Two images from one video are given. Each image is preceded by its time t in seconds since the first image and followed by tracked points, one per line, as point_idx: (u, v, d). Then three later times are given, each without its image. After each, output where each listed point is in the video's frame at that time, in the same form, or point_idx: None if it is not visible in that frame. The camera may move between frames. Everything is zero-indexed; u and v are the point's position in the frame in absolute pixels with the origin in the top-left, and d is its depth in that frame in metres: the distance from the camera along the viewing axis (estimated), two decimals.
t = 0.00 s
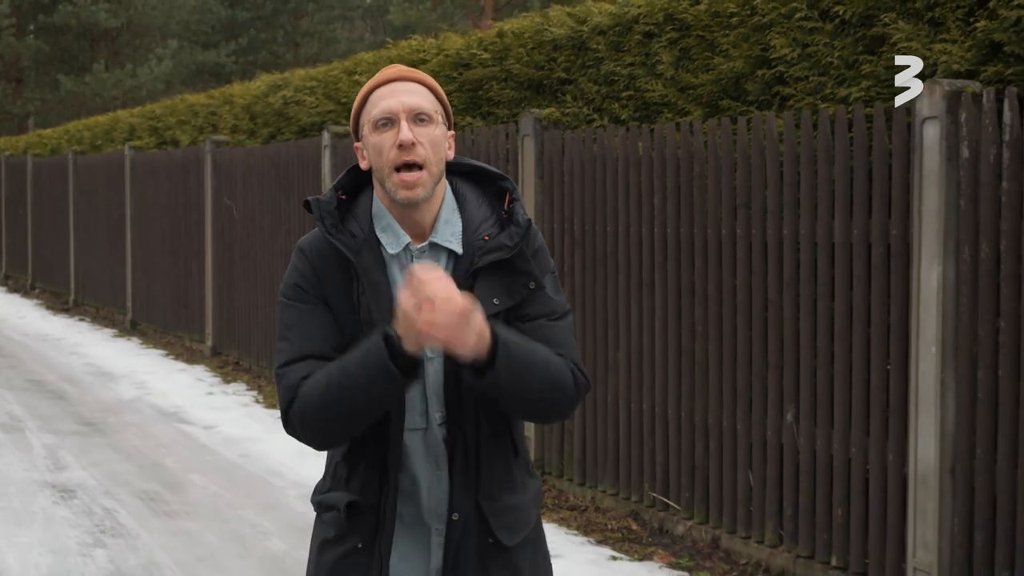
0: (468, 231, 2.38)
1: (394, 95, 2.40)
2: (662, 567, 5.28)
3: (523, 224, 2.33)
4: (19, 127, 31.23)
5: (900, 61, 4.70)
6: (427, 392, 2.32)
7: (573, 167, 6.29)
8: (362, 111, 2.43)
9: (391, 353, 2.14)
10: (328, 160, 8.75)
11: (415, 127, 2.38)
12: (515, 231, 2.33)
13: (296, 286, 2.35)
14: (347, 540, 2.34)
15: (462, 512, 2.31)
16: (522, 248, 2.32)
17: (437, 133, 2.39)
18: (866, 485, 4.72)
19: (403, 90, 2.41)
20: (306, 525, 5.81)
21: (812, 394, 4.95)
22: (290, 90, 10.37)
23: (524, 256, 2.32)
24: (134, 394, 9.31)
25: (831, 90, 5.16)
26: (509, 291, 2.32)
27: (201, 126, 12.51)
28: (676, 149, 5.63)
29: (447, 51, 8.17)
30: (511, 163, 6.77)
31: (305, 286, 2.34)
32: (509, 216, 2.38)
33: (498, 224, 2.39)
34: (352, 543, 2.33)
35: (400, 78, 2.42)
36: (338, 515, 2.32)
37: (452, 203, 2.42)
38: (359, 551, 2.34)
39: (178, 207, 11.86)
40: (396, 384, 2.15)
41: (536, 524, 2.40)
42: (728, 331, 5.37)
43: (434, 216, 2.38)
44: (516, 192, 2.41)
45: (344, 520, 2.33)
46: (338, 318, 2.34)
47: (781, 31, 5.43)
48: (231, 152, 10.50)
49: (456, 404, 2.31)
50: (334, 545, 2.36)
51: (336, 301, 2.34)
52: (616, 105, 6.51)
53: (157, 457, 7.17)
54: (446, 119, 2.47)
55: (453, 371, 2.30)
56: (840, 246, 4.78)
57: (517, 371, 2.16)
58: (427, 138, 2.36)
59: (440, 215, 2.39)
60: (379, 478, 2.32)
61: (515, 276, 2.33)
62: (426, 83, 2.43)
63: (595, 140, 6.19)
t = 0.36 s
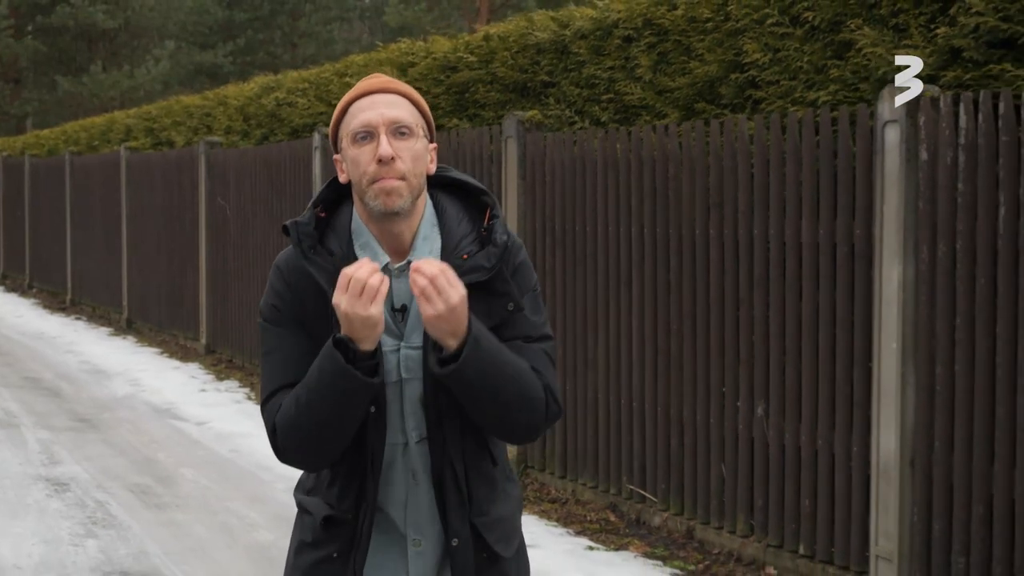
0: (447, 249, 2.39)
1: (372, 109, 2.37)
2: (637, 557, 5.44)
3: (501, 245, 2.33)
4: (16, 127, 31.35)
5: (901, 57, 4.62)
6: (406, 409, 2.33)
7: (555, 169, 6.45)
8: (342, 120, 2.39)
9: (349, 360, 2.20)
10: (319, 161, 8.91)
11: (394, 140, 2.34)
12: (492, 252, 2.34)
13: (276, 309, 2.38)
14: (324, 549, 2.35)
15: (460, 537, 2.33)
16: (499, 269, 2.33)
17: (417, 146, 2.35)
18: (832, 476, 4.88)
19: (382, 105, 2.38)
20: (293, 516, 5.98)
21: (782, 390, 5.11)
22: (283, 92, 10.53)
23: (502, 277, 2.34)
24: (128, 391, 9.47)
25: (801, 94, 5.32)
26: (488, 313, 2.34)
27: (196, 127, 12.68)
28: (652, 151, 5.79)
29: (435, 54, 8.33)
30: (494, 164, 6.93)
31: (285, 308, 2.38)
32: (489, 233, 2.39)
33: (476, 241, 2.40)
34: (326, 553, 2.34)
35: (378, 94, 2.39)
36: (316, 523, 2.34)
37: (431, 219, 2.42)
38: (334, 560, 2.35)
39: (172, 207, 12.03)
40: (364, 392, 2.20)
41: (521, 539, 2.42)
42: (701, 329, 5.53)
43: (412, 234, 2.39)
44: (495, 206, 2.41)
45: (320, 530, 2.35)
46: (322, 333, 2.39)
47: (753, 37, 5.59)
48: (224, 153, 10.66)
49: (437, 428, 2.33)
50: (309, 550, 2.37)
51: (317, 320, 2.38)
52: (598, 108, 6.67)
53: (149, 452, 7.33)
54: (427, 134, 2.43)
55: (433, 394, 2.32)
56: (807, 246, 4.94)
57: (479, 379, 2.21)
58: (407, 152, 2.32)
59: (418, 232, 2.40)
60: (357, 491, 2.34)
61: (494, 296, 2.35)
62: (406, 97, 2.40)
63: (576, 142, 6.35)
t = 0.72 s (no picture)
0: (433, 262, 2.42)
1: (361, 139, 2.39)
2: (614, 543, 5.60)
3: (485, 264, 2.37)
4: (15, 126, 31.51)
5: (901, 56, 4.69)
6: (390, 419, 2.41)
7: (538, 166, 6.62)
8: (330, 147, 2.42)
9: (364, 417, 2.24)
10: (311, 159, 9.07)
11: (382, 174, 2.38)
12: (475, 270, 2.37)
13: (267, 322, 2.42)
14: (308, 542, 2.42)
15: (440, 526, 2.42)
16: (482, 288, 2.37)
17: (406, 177, 2.40)
18: (801, 464, 5.04)
19: (369, 131, 2.40)
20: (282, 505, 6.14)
21: (753, 382, 5.28)
22: (277, 92, 10.69)
23: (483, 295, 2.39)
24: (123, 385, 9.63)
25: (773, 93, 5.49)
26: (468, 329, 2.39)
27: (191, 127, 12.84)
28: (631, 148, 5.96)
29: (424, 54, 8.49)
30: (480, 162, 7.09)
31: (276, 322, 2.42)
32: (472, 250, 2.42)
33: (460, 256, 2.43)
34: (311, 547, 2.41)
35: (364, 121, 2.40)
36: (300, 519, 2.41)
37: (417, 234, 2.46)
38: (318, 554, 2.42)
39: (168, 206, 12.19)
40: (363, 444, 2.25)
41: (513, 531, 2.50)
42: (678, 323, 5.69)
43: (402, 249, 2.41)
44: (481, 225, 2.45)
45: (304, 524, 2.41)
46: (314, 348, 2.43)
47: (728, 38, 5.76)
48: (219, 152, 10.83)
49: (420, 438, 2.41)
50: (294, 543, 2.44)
51: (309, 334, 2.43)
52: (580, 108, 6.84)
53: (142, 444, 7.49)
54: (416, 153, 2.46)
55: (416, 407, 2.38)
56: (777, 241, 5.10)
57: (469, 431, 2.26)
58: (396, 186, 2.37)
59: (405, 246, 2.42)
60: (341, 492, 2.40)
61: (476, 314, 2.40)
62: (394, 127, 2.41)
63: (558, 141, 6.52)
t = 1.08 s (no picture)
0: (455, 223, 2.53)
1: (387, 98, 2.50)
2: (598, 532, 5.77)
3: (503, 221, 2.49)
4: (16, 126, 31.70)
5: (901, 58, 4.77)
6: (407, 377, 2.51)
7: (527, 167, 6.78)
8: (358, 105, 2.53)
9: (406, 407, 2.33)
10: (307, 159, 9.23)
11: (408, 132, 2.48)
12: (495, 228, 2.49)
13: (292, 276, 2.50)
14: (334, 516, 2.48)
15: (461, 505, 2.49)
16: (502, 244, 2.48)
17: (429, 137, 2.50)
18: (777, 456, 5.21)
19: (395, 91, 2.51)
20: (277, 497, 6.30)
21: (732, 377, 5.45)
22: (274, 93, 10.86)
23: (503, 253, 2.49)
24: (122, 382, 9.80)
25: (752, 96, 5.66)
26: (490, 286, 2.49)
27: (190, 128, 13.01)
28: (615, 148, 6.13)
29: (417, 57, 8.66)
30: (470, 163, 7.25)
31: (301, 276, 2.50)
32: (493, 212, 2.53)
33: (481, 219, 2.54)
34: (339, 519, 2.47)
35: (392, 80, 2.51)
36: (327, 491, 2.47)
37: (439, 197, 2.56)
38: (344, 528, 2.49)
39: (166, 206, 12.35)
40: (400, 432, 2.34)
41: (529, 514, 2.57)
42: (660, 319, 5.86)
43: (424, 208, 2.52)
44: (500, 189, 2.56)
45: (333, 498, 2.48)
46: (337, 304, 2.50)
47: (709, 42, 5.93)
48: (216, 153, 10.99)
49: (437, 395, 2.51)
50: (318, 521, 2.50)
51: (333, 289, 2.50)
52: (568, 110, 7.01)
53: (141, 439, 7.66)
54: (440, 116, 2.57)
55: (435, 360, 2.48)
56: (755, 241, 5.27)
57: (492, 414, 2.37)
58: (419, 145, 2.48)
59: (429, 207, 2.53)
60: (366, 465, 2.49)
61: (496, 271, 2.50)
62: (420, 85, 2.52)
63: (546, 142, 6.68)
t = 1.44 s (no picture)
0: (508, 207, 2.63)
1: (442, 74, 2.58)
2: (581, 525, 5.92)
3: (561, 206, 2.59)
4: (15, 126, 31.86)
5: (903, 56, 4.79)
6: (460, 358, 2.59)
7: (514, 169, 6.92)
8: (413, 80, 2.61)
9: (434, 462, 2.45)
10: (300, 160, 9.36)
11: (461, 109, 2.57)
12: (552, 213, 2.58)
13: (337, 257, 2.60)
14: (378, 505, 2.57)
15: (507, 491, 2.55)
16: (558, 228, 2.58)
17: (482, 114, 2.59)
18: (753, 450, 5.35)
19: (451, 68, 2.59)
20: (268, 491, 6.45)
21: (709, 373, 5.60)
22: (269, 95, 10.99)
23: (558, 238, 2.59)
24: (119, 380, 9.95)
25: (730, 99, 5.80)
26: (547, 270, 2.59)
27: (186, 129, 13.15)
28: (598, 150, 6.28)
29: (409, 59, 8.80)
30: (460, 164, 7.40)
31: (347, 256, 2.60)
32: (549, 197, 2.64)
33: (536, 204, 2.64)
34: (383, 507, 2.56)
35: (447, 58, 2.59)
36: (373, 480, 2.56)
37: (494, 181, 2.67)
38: (388, 517, 2.57)
39: (163, 206, 12.49)
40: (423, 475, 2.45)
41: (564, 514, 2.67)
42: (641, 317, 6.01)
43: (476, 191, 2.62)
44: (556, 172, 2.66)
45: (377, 486, 2.56)
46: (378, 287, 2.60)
47: (689, 47, 6.07)
48: (212, 153, 11.13)
49: (493, 377, 2.59)
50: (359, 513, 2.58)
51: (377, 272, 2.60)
52: (555, 113, 7.14)
53: (137, 435, 7.82)
54: (494, 92, 2.65)
55: (490, 341, 2.57)
56: (731, 240, 5.42)
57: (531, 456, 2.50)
58: (473, 123, 2.57)
59: (481, 189, 2.63)
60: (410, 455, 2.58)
61: (553, 256, 2.60)
62: (475, 62, 2.60)
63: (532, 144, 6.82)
